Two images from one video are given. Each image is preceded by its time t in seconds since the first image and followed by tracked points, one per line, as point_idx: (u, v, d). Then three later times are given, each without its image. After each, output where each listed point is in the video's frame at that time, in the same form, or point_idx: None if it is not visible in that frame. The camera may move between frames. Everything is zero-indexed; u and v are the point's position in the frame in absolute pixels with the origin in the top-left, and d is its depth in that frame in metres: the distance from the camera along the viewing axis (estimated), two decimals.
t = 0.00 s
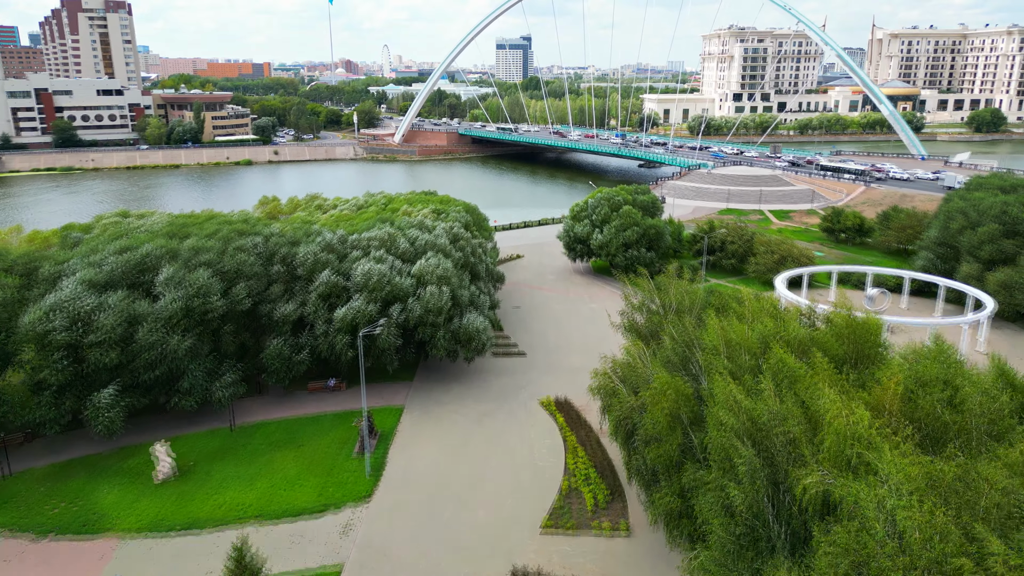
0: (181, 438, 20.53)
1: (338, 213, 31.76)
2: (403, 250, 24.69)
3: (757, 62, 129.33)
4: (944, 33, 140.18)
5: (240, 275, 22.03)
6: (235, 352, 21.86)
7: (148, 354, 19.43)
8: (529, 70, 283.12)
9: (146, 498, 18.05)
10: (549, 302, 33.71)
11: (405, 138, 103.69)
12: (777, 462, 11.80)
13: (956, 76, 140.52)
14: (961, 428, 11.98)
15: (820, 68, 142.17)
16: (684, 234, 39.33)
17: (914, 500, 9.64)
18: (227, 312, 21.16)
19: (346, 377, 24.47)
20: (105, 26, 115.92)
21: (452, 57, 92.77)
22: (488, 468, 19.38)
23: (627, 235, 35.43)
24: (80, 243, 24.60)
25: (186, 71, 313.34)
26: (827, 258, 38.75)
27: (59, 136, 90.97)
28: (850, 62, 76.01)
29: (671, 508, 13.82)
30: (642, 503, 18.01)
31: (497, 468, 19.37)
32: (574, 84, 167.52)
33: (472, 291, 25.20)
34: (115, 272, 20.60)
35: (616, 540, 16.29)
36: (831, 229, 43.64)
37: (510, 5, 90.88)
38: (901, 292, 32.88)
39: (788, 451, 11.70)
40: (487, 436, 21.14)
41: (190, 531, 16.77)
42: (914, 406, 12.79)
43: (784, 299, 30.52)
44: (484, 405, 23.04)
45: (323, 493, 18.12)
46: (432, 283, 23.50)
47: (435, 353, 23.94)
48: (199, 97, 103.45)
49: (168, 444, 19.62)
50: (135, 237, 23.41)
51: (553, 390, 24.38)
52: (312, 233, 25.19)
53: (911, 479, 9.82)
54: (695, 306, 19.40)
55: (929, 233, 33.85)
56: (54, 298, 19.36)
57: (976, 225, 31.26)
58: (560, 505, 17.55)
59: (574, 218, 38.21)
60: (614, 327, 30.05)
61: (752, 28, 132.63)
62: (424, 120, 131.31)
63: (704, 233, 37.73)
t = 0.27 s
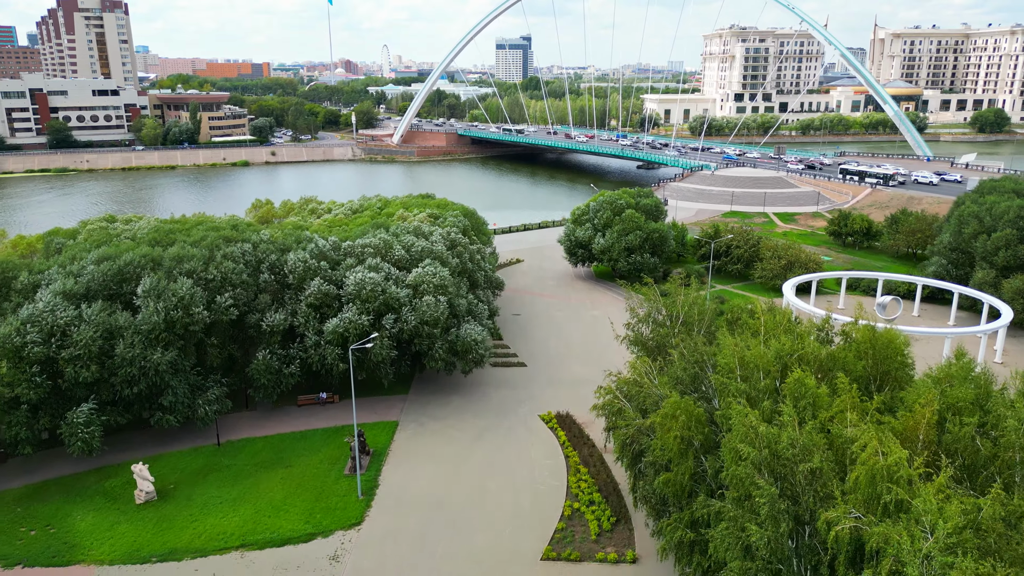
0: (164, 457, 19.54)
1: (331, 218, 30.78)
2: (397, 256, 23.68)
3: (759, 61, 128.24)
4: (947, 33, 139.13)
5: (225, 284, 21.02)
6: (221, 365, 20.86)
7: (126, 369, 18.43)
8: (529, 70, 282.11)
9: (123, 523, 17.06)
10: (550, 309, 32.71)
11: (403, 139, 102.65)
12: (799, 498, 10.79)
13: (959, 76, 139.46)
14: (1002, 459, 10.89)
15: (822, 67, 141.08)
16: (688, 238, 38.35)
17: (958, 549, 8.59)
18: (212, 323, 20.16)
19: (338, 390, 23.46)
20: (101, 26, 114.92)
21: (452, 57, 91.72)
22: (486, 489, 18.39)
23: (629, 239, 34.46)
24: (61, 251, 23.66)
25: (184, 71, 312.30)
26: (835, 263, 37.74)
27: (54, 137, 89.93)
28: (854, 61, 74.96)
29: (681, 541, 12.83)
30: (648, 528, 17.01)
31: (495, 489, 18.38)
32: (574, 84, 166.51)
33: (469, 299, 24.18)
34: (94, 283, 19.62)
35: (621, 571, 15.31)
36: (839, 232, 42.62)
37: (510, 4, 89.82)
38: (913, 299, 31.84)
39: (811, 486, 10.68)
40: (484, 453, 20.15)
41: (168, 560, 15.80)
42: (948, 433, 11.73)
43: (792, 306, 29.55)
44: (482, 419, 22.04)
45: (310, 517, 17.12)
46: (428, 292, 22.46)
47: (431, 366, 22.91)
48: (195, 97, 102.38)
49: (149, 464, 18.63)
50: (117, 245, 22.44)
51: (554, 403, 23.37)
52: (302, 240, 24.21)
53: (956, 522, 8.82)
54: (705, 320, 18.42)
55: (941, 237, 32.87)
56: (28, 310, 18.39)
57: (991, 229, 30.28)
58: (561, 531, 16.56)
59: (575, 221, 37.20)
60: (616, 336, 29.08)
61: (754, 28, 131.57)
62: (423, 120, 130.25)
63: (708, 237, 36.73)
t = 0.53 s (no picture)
0: (143, 479, 18.51)
1: (324, 222, 29.77)
2: (392, 264, 22.65)
3: (760, 62, 127.15)
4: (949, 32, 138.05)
5: (209, 294, 19.97)
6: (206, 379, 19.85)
7: (102, 386, 17.39)
8: (529, 70, 281.13)
9: (98, 551, 16.04)
10: (550, 317, 31.69)
11: (402, 139, 101.57)
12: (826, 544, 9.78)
13: (962, 76, 138.26)
14: None
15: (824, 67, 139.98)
16: (692, 242, 37.29)
17: None
18: (195, 337, 19.11)
19: (330, 405, 22.42)
20: (97, 26, 113.80)
21: (451, 57, 90.64)
22: (482, 514, 17.37)
23: (632, 245, 33.46)
24: (40, 259, 22.65)
25: (183, 71, 311.34)
26: (844, 268, 36.71)
27: (48, 138, 88.83)
28: (859, 61, 73.81)
29: None
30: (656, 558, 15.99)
31: (492, 514, 17.37)
32: (574, 84, 165.51)
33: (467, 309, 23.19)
34: (70, 295, 18.58)
35: None
36: (846, 236, 41.59)
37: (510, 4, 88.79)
38: (927, 306, 30.78)
39: (843, 530, 9.65)
40: (482, 474, 19.14)
41: None
42: (988, 469, 10.73)
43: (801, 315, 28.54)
44: (480, 436, 21.01)
45: (297, 546, 16.10)
46: (423, 302, 21.41)
47: (426, 380, 21.87)
48: (191, 98, 101.28)
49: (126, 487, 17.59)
50: (97, 253, 21.43)
51: (555, 419, 22.33)
52: (292, 247, 23.16)
53: None
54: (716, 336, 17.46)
55: (954, 243, 31.88)
56: None
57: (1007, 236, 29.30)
58: (563, 561, 15.55)
59: (577, 226, 36.14)
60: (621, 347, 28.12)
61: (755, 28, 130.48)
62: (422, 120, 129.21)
63: (714, 242, 35.69)
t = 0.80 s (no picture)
0: (123, 500, 17.56)
1: (317, 227, 28.84)
2: (388, 272, 21.69)
3: (761, 62, 126.29)
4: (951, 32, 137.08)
5: (193, 305, 19.02)
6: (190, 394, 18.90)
7: (78, 404, 16.46)
8: (529, 70, 280.38)
9: None
10: (551, 325, 30.73)
11: (401, 140, 100.63)
12: None
13: (964, 76, 137.45)
14: None
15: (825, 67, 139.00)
16: (697, 247, 36.37)
17: None
18: (177, 351, 18.16)
19: (321, 420, 21.44)
20: (94, 26, 112.79)
21: (450, 57, 89.68)
22: (481, 538, 16.44)
23: (636, 250, 32.58)
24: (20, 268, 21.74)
25: (182, 71, 310.83)
26: (852, 273, 35.81)
27: (43, 139, 87.87)
28: (863, 61, 72.89)
29: None
30: None
31: (491, 538, 16.44)
32: (574, 84, 164.65)
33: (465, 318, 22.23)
34: (45, 308, 17.66)
35: None
36: (854, 240, 40.68)
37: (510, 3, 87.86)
38: (940, 314, 29.88)
39: None
40: (480, 494, 18.20)
41: None
42: None
43: (810, 324, 27.68)
44: (477, 452, 20.06)
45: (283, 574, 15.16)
46: (418, 313, 20.43)
47: (422, 393, 20.89)
48: (188, 98, 100.33)
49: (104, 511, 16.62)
50: (78, 262, 20.52)
51: (556, 434, 21.37)
52: (283, 254, 22.19)
53: None
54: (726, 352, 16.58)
55: (967, 248, 30.99)
56: None
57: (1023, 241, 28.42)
58: None
59: (578, 230, 35.18)
60: (624, 357, 27.23)
61: (756, 27, 129.51)
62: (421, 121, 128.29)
63: (719, 246, 34.80)
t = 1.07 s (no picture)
0: (98, 526, 16.60)
1: (310, 232, 27.85)
2: (382, 281, 20.69)
3: (763, 62, 125.25)
4: (954, 32, 135.90)
5: (175, 318, 18.04)
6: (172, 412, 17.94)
7: (48, 426, 15.51)
8: (529, 71, 279.85)
9: None
10: (552, 333, 29.77)
11: (400, 141, 99.57)
12: None
13: (967, 76, 136.37)
14: None
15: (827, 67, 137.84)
16: (702, 252, 35.39)
17: None
18: (157, 367, 17.17)
19: (312, 437, 20.42)
20: (90, 26, 111.80)
21: (450, 57, 88.60)
22: (478, 567, 15.45)
23: (639, 256, 31.64)
24: None
25: (182, 72, 310.06)
26: (861, 278, 34.81)
27: (38, 140, 86.83)
28: (868, 61, 71.82)
29: None
30: None
31: (488, 567, 15.45)
32: (574, 85, 163.69)
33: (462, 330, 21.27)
34: (17, 323, 16.74)
35: None
36: (862, 244, 39.68)
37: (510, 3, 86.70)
38: (953, 323, 28.91)
39: None
40: (478, 518, 17.22)
41: None
42: None
43: (821, 333, 26.86)
44: (476, 472, 19.11)
45: None
46: (413, 325, 19.40)
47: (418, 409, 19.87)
48: (185, 99, 99.31)
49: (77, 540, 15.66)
50: (55, 272, 19.56)
51: (558, 451, 20.40)
52: (271, 262, 21.18)
53: None
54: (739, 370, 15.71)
55: (982, 255, 30.03)
56: None
57: None
58: None
59: (580, 234, 34.22)
60: (628, 368, 26.26)
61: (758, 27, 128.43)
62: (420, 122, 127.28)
63: (724, 252, 33.84)
